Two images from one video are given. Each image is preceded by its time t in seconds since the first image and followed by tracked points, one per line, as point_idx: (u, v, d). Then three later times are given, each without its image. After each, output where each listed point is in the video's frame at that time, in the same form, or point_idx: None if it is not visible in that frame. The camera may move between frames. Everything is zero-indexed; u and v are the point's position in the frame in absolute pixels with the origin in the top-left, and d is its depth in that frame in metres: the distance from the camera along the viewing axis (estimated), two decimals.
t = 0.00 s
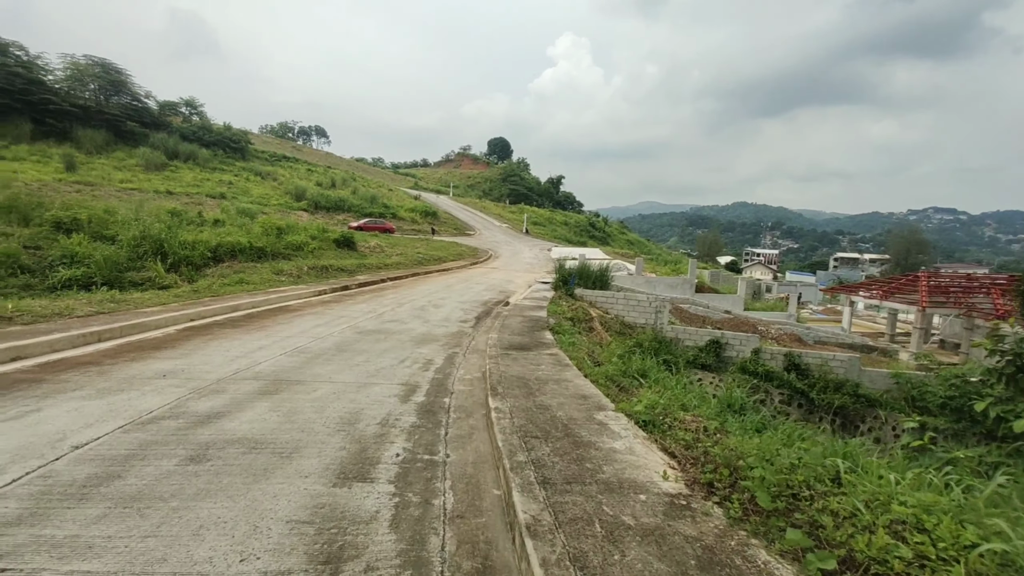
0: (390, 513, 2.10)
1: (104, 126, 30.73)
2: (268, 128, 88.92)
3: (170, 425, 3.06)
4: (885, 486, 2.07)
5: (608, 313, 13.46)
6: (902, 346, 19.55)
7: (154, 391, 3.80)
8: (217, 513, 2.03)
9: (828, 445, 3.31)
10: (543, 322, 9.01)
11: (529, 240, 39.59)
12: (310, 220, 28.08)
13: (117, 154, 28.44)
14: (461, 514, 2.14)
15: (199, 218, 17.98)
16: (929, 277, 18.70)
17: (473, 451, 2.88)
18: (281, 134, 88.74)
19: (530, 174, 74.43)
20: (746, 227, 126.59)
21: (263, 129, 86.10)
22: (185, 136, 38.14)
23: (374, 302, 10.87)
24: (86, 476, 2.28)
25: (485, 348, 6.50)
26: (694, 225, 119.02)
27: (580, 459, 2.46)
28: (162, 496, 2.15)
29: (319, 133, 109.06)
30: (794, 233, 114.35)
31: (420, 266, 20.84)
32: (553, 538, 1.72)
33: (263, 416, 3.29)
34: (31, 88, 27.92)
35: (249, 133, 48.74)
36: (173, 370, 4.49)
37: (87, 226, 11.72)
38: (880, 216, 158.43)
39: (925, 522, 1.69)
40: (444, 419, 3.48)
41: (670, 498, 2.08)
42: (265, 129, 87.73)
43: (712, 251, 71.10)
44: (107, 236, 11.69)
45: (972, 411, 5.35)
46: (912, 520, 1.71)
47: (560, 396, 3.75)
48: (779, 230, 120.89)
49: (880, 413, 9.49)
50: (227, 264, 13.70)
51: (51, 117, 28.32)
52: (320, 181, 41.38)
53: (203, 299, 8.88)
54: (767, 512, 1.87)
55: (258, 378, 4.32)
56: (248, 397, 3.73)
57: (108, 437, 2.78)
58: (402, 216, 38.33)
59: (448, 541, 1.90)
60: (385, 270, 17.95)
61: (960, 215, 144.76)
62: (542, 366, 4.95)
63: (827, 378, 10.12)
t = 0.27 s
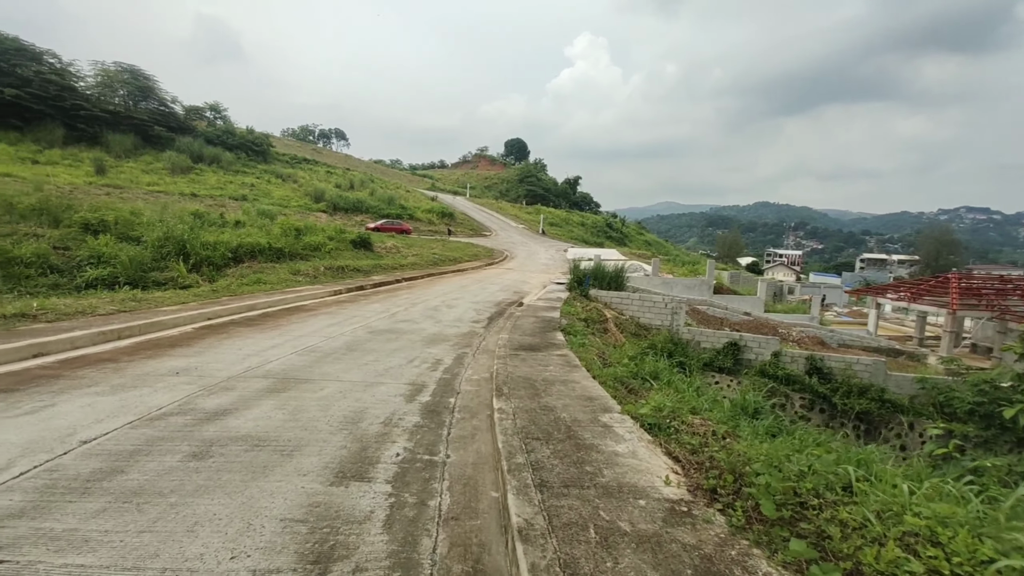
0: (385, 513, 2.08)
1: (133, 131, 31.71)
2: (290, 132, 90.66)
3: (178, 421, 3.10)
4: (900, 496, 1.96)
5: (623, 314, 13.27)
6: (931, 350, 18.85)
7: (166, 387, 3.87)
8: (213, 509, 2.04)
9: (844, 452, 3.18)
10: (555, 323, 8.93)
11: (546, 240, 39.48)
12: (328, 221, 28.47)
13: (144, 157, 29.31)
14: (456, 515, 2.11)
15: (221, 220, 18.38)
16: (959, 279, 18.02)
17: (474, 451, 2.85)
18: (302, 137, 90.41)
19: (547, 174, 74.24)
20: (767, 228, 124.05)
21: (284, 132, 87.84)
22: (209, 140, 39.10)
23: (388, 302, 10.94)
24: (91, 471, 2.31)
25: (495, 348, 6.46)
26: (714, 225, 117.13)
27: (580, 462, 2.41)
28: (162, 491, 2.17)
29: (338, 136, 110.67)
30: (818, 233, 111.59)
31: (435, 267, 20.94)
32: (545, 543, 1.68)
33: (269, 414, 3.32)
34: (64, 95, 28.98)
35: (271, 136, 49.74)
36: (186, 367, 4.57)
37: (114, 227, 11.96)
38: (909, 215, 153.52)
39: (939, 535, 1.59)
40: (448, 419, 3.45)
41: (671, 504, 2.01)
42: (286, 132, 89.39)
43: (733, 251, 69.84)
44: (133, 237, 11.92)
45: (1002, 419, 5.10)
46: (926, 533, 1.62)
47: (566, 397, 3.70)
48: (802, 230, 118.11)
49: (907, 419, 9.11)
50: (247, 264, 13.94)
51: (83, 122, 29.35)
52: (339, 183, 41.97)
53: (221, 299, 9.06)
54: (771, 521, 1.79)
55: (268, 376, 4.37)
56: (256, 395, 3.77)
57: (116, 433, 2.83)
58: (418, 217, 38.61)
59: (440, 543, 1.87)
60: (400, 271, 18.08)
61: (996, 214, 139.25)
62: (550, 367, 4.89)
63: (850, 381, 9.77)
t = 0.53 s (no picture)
0: (373, 510, 2.09)
1: (159, 131, 32.60)
2: (310, 131, 92.17)
3: (183, 416, 3.17)
4: (897, 504, 1.89)
5: (637, 313, 13.10)
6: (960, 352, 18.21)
7: (175, 382, 3.96)
8: (206, 504, 2.08)
9: (852, 459, 3.09)
10: (566, 322, 8.88)
11: (561, 238, 39.31)
12: (346, 219, 28.83)
13: (170, 157, 30.11)
14: (444, 514, 2.10)
15: (241, 218, 18.76)
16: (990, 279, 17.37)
17: (470, 450, 2.85)
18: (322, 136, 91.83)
19: (564, 172, 73.89)
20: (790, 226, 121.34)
21: (305, 131, 89.32)
22: (232, 140, 39.96)
23: (400, 300, 11.03)
24: (95, 463, 2.38)
25: (502, 347, 6.45)
26: (734, 223, 115.06)
27: (572, 463, 2.38)
28: (159, 484, 2.22)
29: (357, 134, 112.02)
30: (843, 231, 108.70)
31: (450, 264, 21.03)
32: (526, 546, 1.67)
33: (272, 410, 3.37)
34: (93, 97, 29.93)
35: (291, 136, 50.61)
36: (198, 362, 4.68)
37: (139, 225, 12.23)
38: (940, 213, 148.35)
39: (935, 548, 1.54)
40: (448, 417, 3.45)
41: (659, 507, 1.98)
42: (307, 131, 90.85)
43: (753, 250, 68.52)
44: (157, 234, 12.20)
45: None
46: (921, 546, 1.56)
47: (567, 397, 3.67)
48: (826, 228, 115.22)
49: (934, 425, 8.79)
50: (266, 262, 14.16)
51: (112, 123, 30.27)
52: (357, 181, 42.47)
53: (238, 295, 9.25)
54: (760, 528, 1.75)
55: (274, 372, 4.44)
56: (261, 390, 3.83)
57: (123, 426, 2.91)
58: (435, 215, 38.83)
59: (424, 542, 1.87)
60: (415, 268, 18.20)
61: None
62: (555, 366, 4.85)
63: (872, 384, 9.41)
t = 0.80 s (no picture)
0: (367, 527, 2.11)
1: (188, 137, 33.63)
2: (333, 134, 93.86)
3: (193, 424, 3.26)
4: (899, 537, 1.85)
5: (654, 317, 12.92)
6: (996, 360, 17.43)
7: (189, 388, 4.07)
8: (206, 516, 2.13)
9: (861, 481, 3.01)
10: (579, 328, 8.82)
11: (579, 240, 39.11)
12: (365, 222, 29.23)
13: (198, 162, 31.06)
14: (437, 532, 2.11)
15: (263, 221, 19.20)
16: None
17: (469, 463, 2.86)
18: (344, 139, 93.44)
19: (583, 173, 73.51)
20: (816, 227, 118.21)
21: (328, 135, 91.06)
22: (257, 144, 40.95)
23: (415, 304, 11.12)
24: (105, 472, 2.47)
25: (513, 354, 6.44)
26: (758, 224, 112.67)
27: (567, 481, 2.38)
28: (164, 495, 2.29)
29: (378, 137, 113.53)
30: (872, 232, 105.38)
31: (466, 267, 21.13)
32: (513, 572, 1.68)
33: (279, 419, 3.44)
34: (126, 104, 31.09)
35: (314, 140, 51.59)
36: (213, 368, 4.81)
37: (166, 229, 12.59)
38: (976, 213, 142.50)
39: None
40: (450, 428, 3.46)
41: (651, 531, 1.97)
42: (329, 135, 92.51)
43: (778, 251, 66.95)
44: (184, 238, 12.56)
45: None
46: None
47: (570, 411, 3.65)
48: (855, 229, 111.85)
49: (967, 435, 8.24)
50: (285, 265, 14.43)
51: (143, 130, 31.40)
52: (377, 184, 43.03)
53: (257, 299, 9.47)
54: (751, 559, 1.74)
55: (285, 379, 4.52)
56: (271, 398, 3.91)
57: (137, 433, 3.01)
58: (453, 217, 39.07)
59: (414, 560, 1.90)
60: (432, 271, 18.33)
61: None
62: (563, 377, 4.81)
63: (899, 394, 8.93)
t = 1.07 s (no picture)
0: (375, 532, 2.13)
1: (218, 139, 34.64)
2: (357, 135, 95.47)
3: (212, 423, 3.34)
4: (921, 566, 1.85)
5: (674, 320, 12.68)
6: None
7: (210, 387, 4.17)
8: (221, 517, 2.18)
9: (884, 500, 2.93)
10: (597, 330, 8.73)
11: (601, 240, 38.76)
12: (387, 221, 29.57)
13: (227, 162, 31.95)
14: (443, 541, 2.11)
15: (288, 221, 19.61)
16: None
17: (479, 468, 2.85)
18: (368, 140, 95.01)
19: (605, 173, 72.89)
20: (848, 227, 114.43)
21: (353, 136, 92.72)
22: (284, 145, 41.90)
23: (433, 304, 11.18)
24: (127, 469, 2.55)
25: (529, 356, 6.40)
26: (786, 224, 109.71)
27: (576, 492, 2.39)
28: (180, 494, 2.35)
29: (401, 137, 114.88)
30: (908, 233, 101.40)
31: (486, 267, 21.17)
32: None
33: (295, 419, 3.49)
34: (161, 107, 32.21)
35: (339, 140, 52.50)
36: (235, 367, 4.93)
37: (196, 228, 12.98)
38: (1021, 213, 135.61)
39: None
40: (463, 432, 3.46)
41: (660, 548, 1.96)
42: (354, 135, 94.15)
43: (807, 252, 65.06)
44: (213, 238, 12.90)
45: None
46: None
47: (583, 418, 3.61)
48: (889, 229, 107.86)
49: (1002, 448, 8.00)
50: (309, 264, 14.72)
51: (176, 132, 32.47)
52: (399, 184, 43.50)
53: (280, 298, 9.68)
54: None
55: (303, 379, 4.60)
56: (289, 398, 3.98)
57: (158, 432, 3.09)
58: (474, 217, 39.21)
59: (420, 569, 1.90)
60: (451, 271, 18.43)
61: None
62: (578, 383, 4.76)
63: (933, 403, 8.58)
